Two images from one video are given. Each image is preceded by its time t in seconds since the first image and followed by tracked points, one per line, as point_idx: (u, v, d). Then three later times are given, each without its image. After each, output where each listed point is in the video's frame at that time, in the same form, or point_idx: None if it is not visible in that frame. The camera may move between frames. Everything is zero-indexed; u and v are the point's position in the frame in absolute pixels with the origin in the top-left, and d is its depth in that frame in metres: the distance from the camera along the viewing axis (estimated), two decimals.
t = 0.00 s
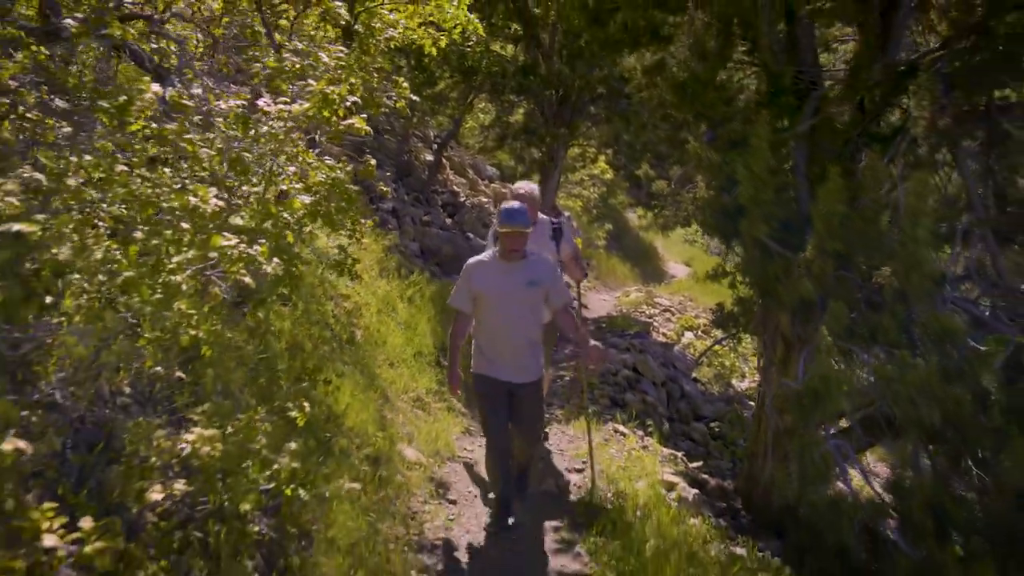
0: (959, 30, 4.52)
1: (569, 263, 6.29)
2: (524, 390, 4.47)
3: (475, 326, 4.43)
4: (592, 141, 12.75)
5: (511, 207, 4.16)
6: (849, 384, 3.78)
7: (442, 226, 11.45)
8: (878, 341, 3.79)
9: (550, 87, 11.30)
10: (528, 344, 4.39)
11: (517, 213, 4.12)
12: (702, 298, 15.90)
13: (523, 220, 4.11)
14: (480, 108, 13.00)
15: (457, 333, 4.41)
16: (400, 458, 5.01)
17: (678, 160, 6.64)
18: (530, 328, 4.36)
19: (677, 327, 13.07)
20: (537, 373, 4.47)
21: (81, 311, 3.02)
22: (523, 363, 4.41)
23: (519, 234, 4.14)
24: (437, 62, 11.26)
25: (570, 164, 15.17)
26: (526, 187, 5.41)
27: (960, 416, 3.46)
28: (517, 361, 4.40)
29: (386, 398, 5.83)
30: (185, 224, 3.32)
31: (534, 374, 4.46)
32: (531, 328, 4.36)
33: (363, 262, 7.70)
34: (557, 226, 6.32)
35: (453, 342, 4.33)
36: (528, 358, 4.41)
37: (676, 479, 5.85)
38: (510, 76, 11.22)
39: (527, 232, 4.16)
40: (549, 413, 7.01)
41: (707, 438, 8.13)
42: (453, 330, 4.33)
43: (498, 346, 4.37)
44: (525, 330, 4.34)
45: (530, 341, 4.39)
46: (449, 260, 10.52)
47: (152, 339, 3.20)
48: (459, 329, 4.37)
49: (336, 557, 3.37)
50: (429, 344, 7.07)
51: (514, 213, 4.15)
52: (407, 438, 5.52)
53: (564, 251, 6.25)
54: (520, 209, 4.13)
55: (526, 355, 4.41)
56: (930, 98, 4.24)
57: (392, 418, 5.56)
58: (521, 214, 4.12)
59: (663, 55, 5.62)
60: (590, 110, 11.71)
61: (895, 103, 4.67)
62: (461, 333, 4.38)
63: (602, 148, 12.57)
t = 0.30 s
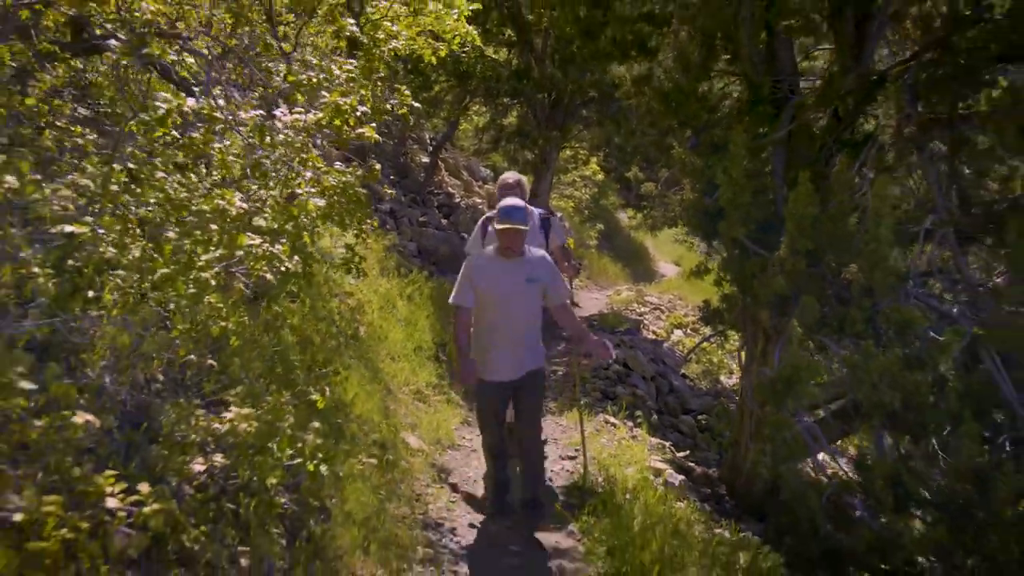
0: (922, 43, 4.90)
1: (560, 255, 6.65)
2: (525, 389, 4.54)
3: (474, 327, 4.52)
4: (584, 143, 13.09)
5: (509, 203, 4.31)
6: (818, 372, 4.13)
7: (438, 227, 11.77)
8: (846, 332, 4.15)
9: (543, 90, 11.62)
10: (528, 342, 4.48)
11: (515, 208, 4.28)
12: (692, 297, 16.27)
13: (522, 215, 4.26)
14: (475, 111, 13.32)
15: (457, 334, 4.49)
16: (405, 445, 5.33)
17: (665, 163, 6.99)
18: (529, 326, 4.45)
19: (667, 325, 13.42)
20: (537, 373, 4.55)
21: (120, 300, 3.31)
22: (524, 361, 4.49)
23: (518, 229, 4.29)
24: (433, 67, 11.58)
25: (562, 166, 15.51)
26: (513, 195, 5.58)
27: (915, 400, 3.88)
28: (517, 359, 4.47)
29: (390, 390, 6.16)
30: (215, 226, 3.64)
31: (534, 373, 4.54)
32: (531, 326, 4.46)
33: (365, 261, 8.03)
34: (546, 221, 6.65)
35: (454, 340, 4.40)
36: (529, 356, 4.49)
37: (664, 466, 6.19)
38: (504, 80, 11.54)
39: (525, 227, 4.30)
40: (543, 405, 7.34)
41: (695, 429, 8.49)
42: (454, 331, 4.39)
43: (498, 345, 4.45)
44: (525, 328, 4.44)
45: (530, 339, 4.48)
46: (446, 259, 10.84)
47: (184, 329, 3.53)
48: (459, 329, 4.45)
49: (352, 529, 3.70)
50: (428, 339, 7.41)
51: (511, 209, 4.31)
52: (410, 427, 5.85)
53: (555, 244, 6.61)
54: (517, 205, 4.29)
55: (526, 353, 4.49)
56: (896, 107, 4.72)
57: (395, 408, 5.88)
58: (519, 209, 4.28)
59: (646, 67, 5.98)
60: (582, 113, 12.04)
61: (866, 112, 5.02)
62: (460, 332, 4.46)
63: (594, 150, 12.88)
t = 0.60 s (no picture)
0: (887, 56, 5.24)
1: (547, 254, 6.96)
2: (522, 390, 4.74)
3: (478, 324, 4.74)
4: (568, 143, 13.40)
5: (519, 206, 4.50)
6: (784, 359, 4.47)
7: (426, 224, 12.06)
8: (811, 321, 4.48)
9: (528, 92, 11.93)
10: (529, 343, 4.68)
11: (523, 211, 4.47)
12: (674, 293, 16.61)
13: (528, 217, 4.45)
14: (461, 111, 13.60)
15: (459, 329, 4.71)
16: (400, 432, 5.63)
17: (644, 164, 7.31)
18: (531, 329, 4.65)
19: (649, 320, 13.76)
20: (536, 375, 4.75)
21: (142, 293, 3.56)
22: (523, 362, 4.69)
23: (524, 232, 4.48)
24: (420, 69, 11.85)
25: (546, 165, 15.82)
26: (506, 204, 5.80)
27: (874, 381, 4.29)
28: (517, 359, 4.68)
29: (384, 380, 6.45)
30: (228, 224, 3.93)
31: (532, 375, 4.74)
32: (532, 329, 4.65)
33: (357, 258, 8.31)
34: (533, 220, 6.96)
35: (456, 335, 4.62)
36: (528, 357, 4.69)
37: (645, 452, 6.51)
38: (490, 82, 11.83)
39: (531, 230, 4.50)
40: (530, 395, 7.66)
41: (675, 419, 8.82)
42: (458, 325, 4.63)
43: (499, 344, 4.66)
44: (526, 330, 4.63)
45: (530, 341, 4.68)
46: (434, 256, 11.13)
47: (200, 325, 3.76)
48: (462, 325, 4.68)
49: (355, 503, 4.01)
50: (418, 333, 7.70)
51: (520, 211, 4.50)
52: (404, 414, 6.15)
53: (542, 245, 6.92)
54: (525, 207, 4.48)
55: (526, 354, 4.69)
56: (860, 113, 5.13)
57: (390, 397, 6.18)
58: (526, 211, 4.47)
59: (626, 72, 6.33)
60: (565, 113, 12.35)
61: (833, 117, 5.36)
62: (463, 328, 4.69)
63: (578, 151, 13.20)
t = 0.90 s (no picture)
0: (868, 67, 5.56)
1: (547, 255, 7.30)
2: (532, 401, 4.74)
3: (488, 335, 4.74)
4: (563, 148, 13.76)
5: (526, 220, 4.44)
6: (767, 352, 4.88)
7: (425, 227, 12.40)
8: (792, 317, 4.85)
9: (524, 98, 12.29)
10: (538, 354, 4.68)
11: (531, 226, 4.41)
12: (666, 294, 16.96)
13: (537, 232, 4.39)
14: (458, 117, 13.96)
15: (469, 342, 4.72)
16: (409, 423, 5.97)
17: (638, 169, 7.66)
18: (539, 340, 4.64)
19: (643, 321, 14.11)
20: (547, 385, 4.75)
21: (176, 292, 3.96)
22: (532, 373, 4.70)
23: (532, 248, 4.43)
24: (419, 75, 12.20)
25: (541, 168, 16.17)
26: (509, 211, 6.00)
27: (848, 373, 4.66)
28: (526, 371, 4.69)
29: (391, 375, 6.79)
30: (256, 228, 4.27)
31: (542, 385, 4.74)
32: (540, 341, 4.64)
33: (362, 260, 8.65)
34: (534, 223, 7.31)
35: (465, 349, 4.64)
36: (538, 368, 4.69)
37: (639, 444, 6.86)
38: (487, 88, 12.18)
39: (540, 245, 4.44)
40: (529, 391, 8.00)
41: (667, 415, 9.17)
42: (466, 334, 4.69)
43: (508, 356, 4.67)
44: (533, 342, 4.64)
45: (539, 351, 4.67)
46: (433, 258, 11.48)
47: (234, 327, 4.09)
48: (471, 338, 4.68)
49: (374, 487, 4.33)
50: (421, 331, 8.04)
51: (528, 225, 4.45)
52: (411, 407, 6.48)
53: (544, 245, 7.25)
54: (534, 222, 4.41)
55: (536, 365, 4.69)
56: (839, 123, 5.53)
57: (398, 391, 6.52)
58: (535, 225, 4.40)
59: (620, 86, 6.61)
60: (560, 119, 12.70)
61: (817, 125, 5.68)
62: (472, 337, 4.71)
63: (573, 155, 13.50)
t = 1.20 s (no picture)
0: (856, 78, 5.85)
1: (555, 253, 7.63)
2: (556, 399, 4.71)
3: (502, 340, 4.71)
4: (565, 149, 14.07)
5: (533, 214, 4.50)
6: (762, 344, 5.27)
7: (432, 227, 12.72)
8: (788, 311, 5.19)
9: (528, 100, 12.60)
10: (556, 350, 4.67)
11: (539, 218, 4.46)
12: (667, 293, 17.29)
13: (546, 225, 4.46)
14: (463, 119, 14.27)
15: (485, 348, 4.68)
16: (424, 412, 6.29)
17: (638, 172, 7.98)
18: (557, 335, 4.64)
19: (644, 318, 14.43)
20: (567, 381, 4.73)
21: (208, 279, 4.23)
22: (553, 369, 4.66)
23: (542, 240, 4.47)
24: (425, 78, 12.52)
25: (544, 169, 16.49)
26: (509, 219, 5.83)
27: (838, 365, 5.05)
28: (547, 368, 4.65)
29: (406, 368, 7.11)
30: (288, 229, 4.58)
31: (563, 382, 4.71)
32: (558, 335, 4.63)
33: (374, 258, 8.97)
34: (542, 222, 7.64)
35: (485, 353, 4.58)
36: (558, 364, 4.66)
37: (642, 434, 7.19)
38: (492, 91, 12.50)
39: (548, 236, 4.50)
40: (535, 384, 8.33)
41: (668, 408, 9.50)
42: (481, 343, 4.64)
43: (528, 355, 4.63)
44: (551, 337, 4.62)
45: (559, 347, 4.66)
46: (440, 257, 11.80)
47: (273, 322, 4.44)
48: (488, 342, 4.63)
49: (398, 468, 4.68)
50: (431, 327, 8.37)
51: (534, 220, 4.51)
52: (425, 398, 6.81)
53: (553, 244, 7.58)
54: (540, 215, 4.48)
55: (556, 361, 4.67)
56: (830, 130, 5.85)
57: (413, 383, 6.84)
58: (542, 220, 4.48)
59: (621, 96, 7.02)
60: (563, 121, 13.02)
61: (809, 132, 6.02)
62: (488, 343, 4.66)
63: (576, 156, 13.82)
